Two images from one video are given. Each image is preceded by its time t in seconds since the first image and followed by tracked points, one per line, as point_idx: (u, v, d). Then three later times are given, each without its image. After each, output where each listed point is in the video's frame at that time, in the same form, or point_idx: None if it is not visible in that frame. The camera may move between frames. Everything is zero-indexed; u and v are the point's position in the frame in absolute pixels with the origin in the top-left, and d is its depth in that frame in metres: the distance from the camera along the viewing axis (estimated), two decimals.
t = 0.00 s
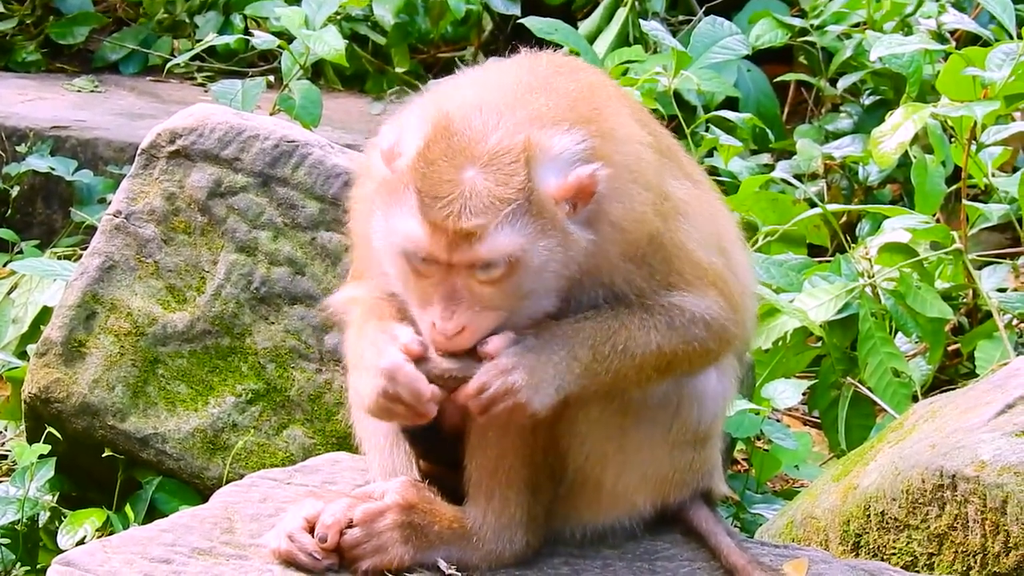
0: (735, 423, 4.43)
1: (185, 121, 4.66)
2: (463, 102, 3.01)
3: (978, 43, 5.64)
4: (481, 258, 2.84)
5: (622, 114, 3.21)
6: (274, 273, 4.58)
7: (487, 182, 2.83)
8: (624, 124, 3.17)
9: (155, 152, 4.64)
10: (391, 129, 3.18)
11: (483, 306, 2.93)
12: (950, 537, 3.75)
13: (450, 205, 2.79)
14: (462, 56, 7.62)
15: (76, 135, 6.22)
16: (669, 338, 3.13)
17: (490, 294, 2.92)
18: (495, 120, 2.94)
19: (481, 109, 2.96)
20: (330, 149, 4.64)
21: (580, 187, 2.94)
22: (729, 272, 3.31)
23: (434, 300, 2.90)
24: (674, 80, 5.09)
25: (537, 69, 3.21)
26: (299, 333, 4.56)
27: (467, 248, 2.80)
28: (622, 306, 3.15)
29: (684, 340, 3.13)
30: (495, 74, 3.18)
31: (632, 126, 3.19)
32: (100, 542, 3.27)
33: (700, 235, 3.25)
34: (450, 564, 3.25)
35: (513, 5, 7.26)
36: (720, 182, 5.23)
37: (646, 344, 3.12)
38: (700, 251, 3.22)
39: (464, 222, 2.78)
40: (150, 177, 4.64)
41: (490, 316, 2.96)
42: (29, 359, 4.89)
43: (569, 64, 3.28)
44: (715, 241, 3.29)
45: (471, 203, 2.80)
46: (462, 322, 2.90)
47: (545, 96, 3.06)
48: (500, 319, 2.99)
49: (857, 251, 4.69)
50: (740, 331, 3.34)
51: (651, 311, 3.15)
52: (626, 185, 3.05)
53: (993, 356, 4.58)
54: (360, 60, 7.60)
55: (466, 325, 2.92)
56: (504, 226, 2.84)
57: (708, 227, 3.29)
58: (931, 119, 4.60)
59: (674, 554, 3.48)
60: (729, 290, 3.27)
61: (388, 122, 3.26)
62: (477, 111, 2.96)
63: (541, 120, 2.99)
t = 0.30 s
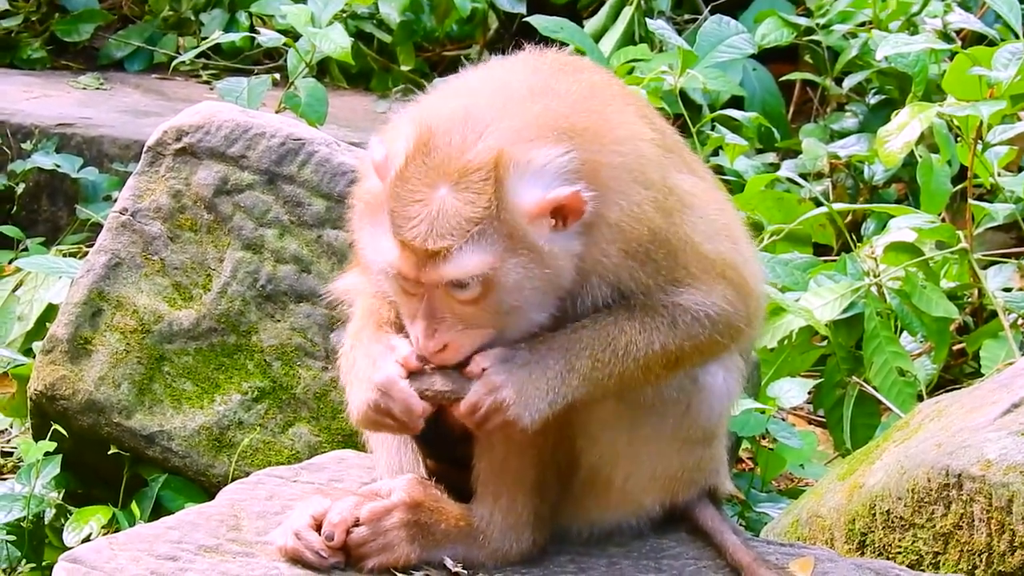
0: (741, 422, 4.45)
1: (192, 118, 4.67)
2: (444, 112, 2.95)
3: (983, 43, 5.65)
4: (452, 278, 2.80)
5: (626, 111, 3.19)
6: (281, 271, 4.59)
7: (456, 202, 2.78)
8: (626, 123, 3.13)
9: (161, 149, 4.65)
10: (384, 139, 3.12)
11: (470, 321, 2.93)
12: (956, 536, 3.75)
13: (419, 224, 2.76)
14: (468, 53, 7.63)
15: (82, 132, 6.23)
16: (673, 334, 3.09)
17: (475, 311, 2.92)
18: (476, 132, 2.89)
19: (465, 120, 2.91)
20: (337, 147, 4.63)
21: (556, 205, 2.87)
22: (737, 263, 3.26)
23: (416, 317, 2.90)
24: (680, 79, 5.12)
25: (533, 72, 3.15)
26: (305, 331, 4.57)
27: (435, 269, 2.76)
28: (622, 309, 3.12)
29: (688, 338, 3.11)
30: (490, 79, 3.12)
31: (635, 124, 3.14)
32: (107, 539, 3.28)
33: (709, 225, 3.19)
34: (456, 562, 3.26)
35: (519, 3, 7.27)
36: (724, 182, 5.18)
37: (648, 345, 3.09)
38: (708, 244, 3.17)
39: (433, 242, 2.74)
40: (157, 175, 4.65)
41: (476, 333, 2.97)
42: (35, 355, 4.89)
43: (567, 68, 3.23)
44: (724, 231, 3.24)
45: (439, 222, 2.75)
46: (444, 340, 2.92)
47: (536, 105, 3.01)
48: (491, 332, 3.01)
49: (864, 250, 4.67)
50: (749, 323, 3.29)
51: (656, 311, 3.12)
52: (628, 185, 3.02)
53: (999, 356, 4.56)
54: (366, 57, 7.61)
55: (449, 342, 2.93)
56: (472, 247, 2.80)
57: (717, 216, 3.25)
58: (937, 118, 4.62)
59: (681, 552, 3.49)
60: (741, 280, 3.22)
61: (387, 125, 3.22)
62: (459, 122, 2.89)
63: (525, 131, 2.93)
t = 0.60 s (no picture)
0: (746, 417, 4.45)
1: (197, 113, 4.69)
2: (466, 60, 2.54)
3: (989, 37, 5.64)
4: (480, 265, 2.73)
5: (640, 104, 3.02)
6: (285, 266, 4.61)
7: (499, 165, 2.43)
8: (638, 111, 2.98)
9: (167, 144, 4.67)
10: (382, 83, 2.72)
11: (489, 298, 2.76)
12: (962, 531, 3.77)
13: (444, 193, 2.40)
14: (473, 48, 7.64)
15: (87, 127, 6.23)
16: (672, 366, 3.11)
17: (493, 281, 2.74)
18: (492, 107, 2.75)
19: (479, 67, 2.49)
20: (342, 141, 4.65)
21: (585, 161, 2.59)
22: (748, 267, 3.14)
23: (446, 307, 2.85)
24: (684, 74, 5.11)
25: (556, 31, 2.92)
26: (310, 326, 4.59)
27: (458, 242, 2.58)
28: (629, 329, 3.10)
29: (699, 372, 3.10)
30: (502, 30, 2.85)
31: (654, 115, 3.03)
32: (113, 534, 3.28)
33: (715, 226, 3.05)
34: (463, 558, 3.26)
35: None
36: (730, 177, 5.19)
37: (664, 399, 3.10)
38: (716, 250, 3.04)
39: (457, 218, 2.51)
40: (162, 170, 4.67)
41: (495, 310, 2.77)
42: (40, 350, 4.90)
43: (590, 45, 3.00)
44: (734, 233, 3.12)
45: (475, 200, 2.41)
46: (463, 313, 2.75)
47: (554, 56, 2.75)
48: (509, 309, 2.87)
49: (869, 244, 4.70)
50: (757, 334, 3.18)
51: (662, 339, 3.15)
52: (637, 179, 2.89)
53: (1004, 350, 4.56)
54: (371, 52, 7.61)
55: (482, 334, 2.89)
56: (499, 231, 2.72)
57: (724, 217, 3.11)
58: (942, 112, 4.58)
59: (686, 547, 3.49)
60: (744, 294, 3.10)
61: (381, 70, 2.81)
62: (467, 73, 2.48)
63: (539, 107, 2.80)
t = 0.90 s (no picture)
0: (756, 411, 4.42)
1: (207, 107, 4.71)
2: (483, 66, 2.90)
3: (999, 31, 5.65)
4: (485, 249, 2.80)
5: (665, 111, 3.11)
6: (296, 260, 4.61)
7: (480, 169, 2.75)
8: (664, 121, 3.07)
9: (176, 138, 4.68)
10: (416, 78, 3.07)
11: (499, 282, 2.89)
12: (971, 525, 3.76)
13: (443, 191, 2.75)
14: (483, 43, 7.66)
15: (97, 121, 6.23)
16: (661, 379, 3.16)
17: (499, 269, 2.87)
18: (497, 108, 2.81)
19: (492, 74, 2.87)
20: (351, 136, 4.68)
21: (580, 168, 2.78)
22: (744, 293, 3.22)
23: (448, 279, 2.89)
24: (695, 67, 5.05)
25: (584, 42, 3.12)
26: (320, 320, 4.59)
27: (461, 247, 2.78)
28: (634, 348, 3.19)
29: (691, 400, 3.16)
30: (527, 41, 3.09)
31: (673, 132, 3.07)
32: (123, 529, 3.27)
33: (723, 253, 3.15)
34: (472, 551, 3.19)
35: None
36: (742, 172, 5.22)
37: (656, 415, 3.15)
38: (717, 273, 3.11)
39: (453, 222, 2.75)
40: (172, 164, 4.67)
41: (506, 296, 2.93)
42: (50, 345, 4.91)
43: (624, 51, 3.18)
44: (737, 258, 3.19)
45: (463, 195, 2.74)
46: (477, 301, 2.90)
47: (578, 67, 2.97)
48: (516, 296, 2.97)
49: (879, 239, 4.69)
50: (745, 361, 3.29)
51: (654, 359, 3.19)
52: (648, 182, 2.98)
53: (1015, 343, 4.54)
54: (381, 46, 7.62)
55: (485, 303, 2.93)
56: (496, 222, 2.79)
57: (732, 244, 3.19)
58: (953, 107, 4.59)
59: (696, 541, 3.49)
60: (736, 322, 3.19)
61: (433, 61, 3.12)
62: (494, 82, 2.85)
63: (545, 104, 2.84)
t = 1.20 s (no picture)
0: (761, 403, 4.45)
1: (212, 99, 4.70)
2: (486, 77, 2.86)
3: (1005, 24, 5.64)
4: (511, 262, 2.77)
5: (666, 105, 3.12)
6: (301, 252, 4.62)
7: (503, 180, 2.71)
8: (662, 115, 3.08)
9: (181, 130, 4.66)
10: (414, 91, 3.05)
11: (519, 288, 2.87)
12: (975, 517, 3.76)
13: (467, 208, 2.71)
14: (490, 35, 7.65)
15: (103, 113, 6.22)
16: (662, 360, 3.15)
17: (520, 277, 2.84)
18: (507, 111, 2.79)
19: (499, 85, 2.83)
20: (357, 128, 4.71)
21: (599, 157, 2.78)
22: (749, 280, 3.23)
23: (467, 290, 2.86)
24: (701, 60, 5.12)
25: (580, 43, 3.12)
26: (326, 312, 4.60)
27: (491, 260, 2.75)
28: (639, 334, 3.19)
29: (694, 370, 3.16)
30: (518, 46, 3.08)
31: (672, 120, 3.10)
32: (127, 521, 3.25)
33: (726, 243, 3.15)
34: (475, 543, 3.23)
35: None
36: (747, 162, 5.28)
37: (651, 379, 3.14)
38: (720, 262, 3.12)
39: (482, 236, 2.72)
40: (176, 156, 4.66)
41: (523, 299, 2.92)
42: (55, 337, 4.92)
43: (613, 44, 3.19)
44: (740, 247, 3.20)
45: (488, 209, 2.70)
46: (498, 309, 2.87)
47: (575, 64, 2.97)
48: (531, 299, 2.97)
49: (884, 232, 4.72)
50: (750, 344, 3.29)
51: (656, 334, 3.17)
52: (649, 171, 2.99)
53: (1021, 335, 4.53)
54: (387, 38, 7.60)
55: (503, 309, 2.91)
56: (522, 231, 2.76)
57: (735, 234, 3.20)
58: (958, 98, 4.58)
59: (700, 533, 3.49)
60: (743, 308, 3.20)
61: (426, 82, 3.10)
62: (503, 92, 2.81)
63: (554, 105, 2.82)
